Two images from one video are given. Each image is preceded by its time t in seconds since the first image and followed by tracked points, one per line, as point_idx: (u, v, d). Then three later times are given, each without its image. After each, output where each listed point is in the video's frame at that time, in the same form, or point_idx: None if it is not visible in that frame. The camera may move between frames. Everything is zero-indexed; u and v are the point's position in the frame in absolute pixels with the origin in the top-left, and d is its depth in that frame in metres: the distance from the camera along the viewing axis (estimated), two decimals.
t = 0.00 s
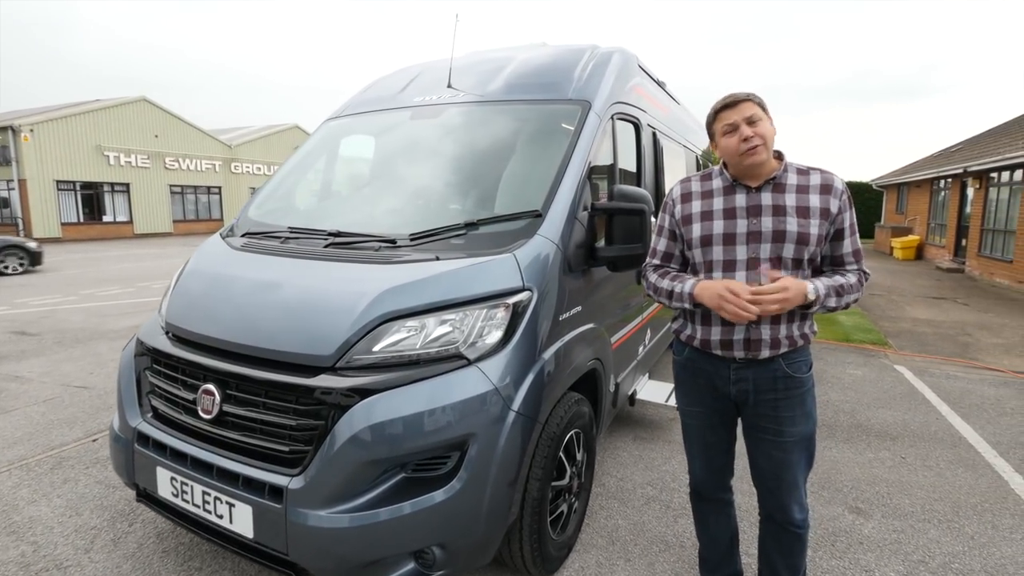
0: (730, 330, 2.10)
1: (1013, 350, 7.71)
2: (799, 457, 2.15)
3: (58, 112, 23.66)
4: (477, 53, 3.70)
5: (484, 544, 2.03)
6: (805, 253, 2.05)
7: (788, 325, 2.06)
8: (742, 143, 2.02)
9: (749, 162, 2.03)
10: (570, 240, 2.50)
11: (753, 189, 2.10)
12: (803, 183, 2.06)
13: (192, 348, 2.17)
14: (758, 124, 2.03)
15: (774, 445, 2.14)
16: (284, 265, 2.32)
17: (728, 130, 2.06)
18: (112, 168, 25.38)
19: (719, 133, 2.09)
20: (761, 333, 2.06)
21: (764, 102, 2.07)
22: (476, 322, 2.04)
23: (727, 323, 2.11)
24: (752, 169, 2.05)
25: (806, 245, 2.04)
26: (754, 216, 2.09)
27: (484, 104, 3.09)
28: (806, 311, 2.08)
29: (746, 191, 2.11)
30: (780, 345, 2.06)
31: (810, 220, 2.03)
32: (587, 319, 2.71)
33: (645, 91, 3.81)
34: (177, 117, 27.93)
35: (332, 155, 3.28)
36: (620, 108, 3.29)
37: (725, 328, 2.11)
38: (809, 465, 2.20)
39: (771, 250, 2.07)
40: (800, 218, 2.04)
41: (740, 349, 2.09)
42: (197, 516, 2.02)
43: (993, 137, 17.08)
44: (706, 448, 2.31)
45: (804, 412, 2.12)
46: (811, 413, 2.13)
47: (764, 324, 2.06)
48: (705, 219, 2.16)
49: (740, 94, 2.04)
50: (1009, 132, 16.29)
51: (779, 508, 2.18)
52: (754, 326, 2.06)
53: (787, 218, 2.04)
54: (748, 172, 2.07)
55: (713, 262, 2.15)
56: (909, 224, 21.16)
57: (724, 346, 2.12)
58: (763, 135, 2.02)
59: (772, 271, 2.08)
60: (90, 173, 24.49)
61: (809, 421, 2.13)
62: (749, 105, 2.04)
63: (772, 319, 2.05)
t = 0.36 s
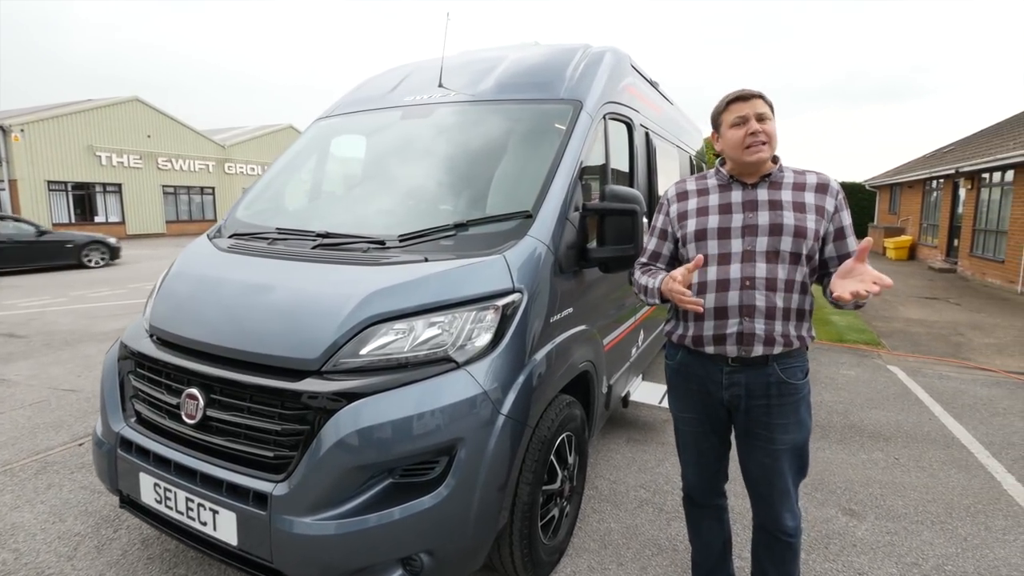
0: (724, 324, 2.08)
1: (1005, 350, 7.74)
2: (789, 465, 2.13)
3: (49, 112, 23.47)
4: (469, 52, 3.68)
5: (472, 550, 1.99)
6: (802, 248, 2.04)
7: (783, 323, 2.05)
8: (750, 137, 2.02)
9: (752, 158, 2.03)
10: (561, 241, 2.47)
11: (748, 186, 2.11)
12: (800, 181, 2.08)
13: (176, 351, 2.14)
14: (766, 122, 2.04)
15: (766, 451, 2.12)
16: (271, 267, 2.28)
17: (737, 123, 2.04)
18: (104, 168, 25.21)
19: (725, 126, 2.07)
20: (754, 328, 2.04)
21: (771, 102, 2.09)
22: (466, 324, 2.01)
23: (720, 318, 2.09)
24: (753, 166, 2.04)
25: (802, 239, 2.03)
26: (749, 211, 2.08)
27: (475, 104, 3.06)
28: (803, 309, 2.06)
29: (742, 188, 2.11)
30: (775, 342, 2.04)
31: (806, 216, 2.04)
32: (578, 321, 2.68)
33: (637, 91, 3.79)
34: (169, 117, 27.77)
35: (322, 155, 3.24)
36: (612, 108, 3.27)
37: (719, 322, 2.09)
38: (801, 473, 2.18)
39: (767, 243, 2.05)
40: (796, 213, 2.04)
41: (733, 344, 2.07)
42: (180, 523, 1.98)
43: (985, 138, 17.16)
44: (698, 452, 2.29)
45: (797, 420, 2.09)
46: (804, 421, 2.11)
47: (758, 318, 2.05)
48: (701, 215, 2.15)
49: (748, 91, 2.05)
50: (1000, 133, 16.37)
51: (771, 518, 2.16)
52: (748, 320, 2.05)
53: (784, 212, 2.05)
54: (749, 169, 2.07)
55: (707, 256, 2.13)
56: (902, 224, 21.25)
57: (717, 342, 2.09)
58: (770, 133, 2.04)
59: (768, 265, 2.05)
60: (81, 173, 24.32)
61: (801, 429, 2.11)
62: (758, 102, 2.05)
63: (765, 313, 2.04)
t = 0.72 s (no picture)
0: (719, 325, 2.09)
1: (996, 350, 7.77)
2: (785, 468, 2.11)
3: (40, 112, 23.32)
4: (459, 52, 3.65)
5: (458, 555, 1.98)
6: (801, 249, 2.00)
7: (780, 325, 2.02)
8: (748, 138, 2.00)
9: (750, 160, 2.02)
10: (550, 242, 2.45)
11: (749, 186, 2.09)
12: (802, 181, 2.04)
13: (159, 354, 2.11)
14: (767, 123, 2.02)
15: (761, 454, 2.10)
16: (255, 268, 2.25)
17: (736, 123, 2.03)
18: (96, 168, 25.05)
19: (725, 126, 2.06)
20: (749, 329, 2.03)
21: (775, 102, 2.06)
22: (451, 327, 1.99)
23: (715, 318, 2.09)
24: (753, 167, 2.03)
25: (801, 241, 2.00)
26: (748, 211, 2.07)
27: (464, 104, 3.04)
28: (804, 313, 2.03)
29: (743, 188, 2.10)
30: (772, 344, 2.02)
31: (806, 217, 2.00)
32: (567, 322, 2.67)
33: (629, 91, 3.77)
34: (162, 117, 27.64)
35: (311, 155, 3.22)
36: (603, 108, 3.25)
37: (714, 322, 2.09)
38: (799, 477, 2.16)
39: (764, 244, 2.03)
40: (796, 214, 2.01)
41: (727, 346, 2.06)
42: (163, 528, 1.95)
43: (976, 139, 17.25)
44: (690, 454, 2.28)
45: (795, 423, 2.06)
46: (803, 424, 2.08)
47: (754, 320, 2.03)
48: (699, 215, 2.16)
49: (749, 92, 2.03)
50: (992, 134, 16.46)
51: (766, 519, 2.15)
52: (743, 321, 2.04)
53: (782, 213, 2.02)
54: (748, 171, 2.06)
55: (704, 257, 2.14)
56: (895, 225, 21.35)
57: (712, 343, 2.09)
58: (771, 134, 2.01)
59: (766, 266, 2.03)
60: (73, 173, 24.17)
61: (799, 433, 2.07)
62: (760, 102, 2.02)
63: (762, 315, 2.03)
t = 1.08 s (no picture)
0: (722, 328, 2.06)
1: (986, 350, 7.80)
2: (781, 472, 2.09)
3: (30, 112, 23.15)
4: (447, 52, 3.63)
5: (442, 561, 1.96)
6: (807, 250, 1.97)
7: (785, 329, 2.00)
8: (760, 138, 1.97)
9: (761, 161, 1.98)
10: (535, 244, 2.43)
11: (755, 186, 2.06)
12: (810, 181, 2.01)
13: (138, 359, 2.08)
14: (779, 123, 1.98)
15: (760, 456, 2.09)
16: (235, 271, 2.22)
17: (747, 122, 1.99)
18: (87, 169, 24.89)
19: (736, 124, 2.02)
20: (752, 333, 2.01)
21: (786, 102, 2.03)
22: (433, 330, 1.97)
23: (717, 322, 2.07)
24: (763, 169, 2.00)
25: (808, 242, 1.97)
26: (753, 211, 2.04)
27: (451, 104, 3.02)
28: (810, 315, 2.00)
29: (748, 188, 2.07)
30: (775, 348, 2.00)
31: (813, 216, 1.96)
32: (553, 325, 2.65)
33: (617, 91, 3.76)
34: (153, 117, 27.48)
35: (297, 156, 3.19)
36: (590, 109, 3.23)
37: (716, 325, 2.07)
38: (795, 481, 2.14)
39: (770, 245, 2.00)
40: (802, 213, 1.97)
41: (730, 349, 2.04)
42: (141, 536, 1.92)
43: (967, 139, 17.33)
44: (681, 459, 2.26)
45: (794, 428, 2.05)
46: (802, 430, 2.07)
47: (757, 324, 2.01)
48: (703, 215, 2.13)
49: (762, 90, 1.99)
50: (983, 134, 16.53)
51: (759, 519, 2.13)
52: (745, 325, 2.02)
53: (789, 213, 1.98)
54: (756, 171, 2.02)
55: (707, 258, 2.11)
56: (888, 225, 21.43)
57: (714, 347, 2.07)
58: (782, 135, 1.98)
59: (771, 267, 2.00)
60: (63, 174, 24.01)
61: (798, 437, 2.07)
62: (773, 101, 1.98)
63: (766, 319, 2.01)
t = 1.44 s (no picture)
0: (719, 340, 2.05)
1: (976, 350, 7.82)
2: (783, 479, 2.06)
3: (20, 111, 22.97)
4: (436, 52, 3.60)
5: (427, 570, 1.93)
6: (808, 265, 1.92)
7: (784, 343, 1.97)
8: (768, 148, 1.91)
9: (767, 170, 1.94)
10: (522, 246, 2.41)
11: (762, 195, 2.01)
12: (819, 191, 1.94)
13: (116, 364, 2.04)
14: (790, 133, 1.92)
15: (760, 461, 2.08)
16: (216, 274, 2.19)
17: (756, 129, 1.95)
18: (78, 168, 24.72)
19: (745, 131, 1.98)
20: (748, 347, 2.00)
21: (802, 109, 1.95)
22: (416, 335, 1.94)
23: (716, 333, 2.06)
24: (769, 178, 1.96)
25: (808, 256, 1.91)
26: (757, 222, 2.00)
27: (438, 105, 2.98)
28: (815, 328, 1.97)
29: (754, 197, 2.03)
30: (774, 362, 1.98)
31: (817, 230, 1.91)
32: (541, 328, 2.63)
33: (607, 92, 3.73)
34: (146, 116, 27.32)
35: (283, 156, 3.15)
36: (579, 109, 3.20)
37: (714, 337, 2.06)
38: (800, 490, 2.09)
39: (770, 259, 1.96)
40: (806, 226, 1.92)
41: (727, 362, 2.04)
42: (118, 545, 1.89)
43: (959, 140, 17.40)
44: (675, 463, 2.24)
45: (796, 435, 2.02)
46: (805, 438, 2.03)
47: (754, 338, 1.99)
48: (707, 223, 2.10)
49: (775, 97, 1.92)
50: (975, 135, 16.61)
51: (758, 523, 2.11)
52: (742, 340, 2.01)
53: (792, 226, 1.94)
54: (763, 180, 1.98)
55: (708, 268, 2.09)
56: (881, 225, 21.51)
57: (713, 358, 2.07)
58: (793, 145, 1.92)
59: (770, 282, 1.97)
60: (55, 173, 23.84)
61: (801, 445, 2.03)
62: (787, 109, 1.92)
63: (763, 332, 1.98)
